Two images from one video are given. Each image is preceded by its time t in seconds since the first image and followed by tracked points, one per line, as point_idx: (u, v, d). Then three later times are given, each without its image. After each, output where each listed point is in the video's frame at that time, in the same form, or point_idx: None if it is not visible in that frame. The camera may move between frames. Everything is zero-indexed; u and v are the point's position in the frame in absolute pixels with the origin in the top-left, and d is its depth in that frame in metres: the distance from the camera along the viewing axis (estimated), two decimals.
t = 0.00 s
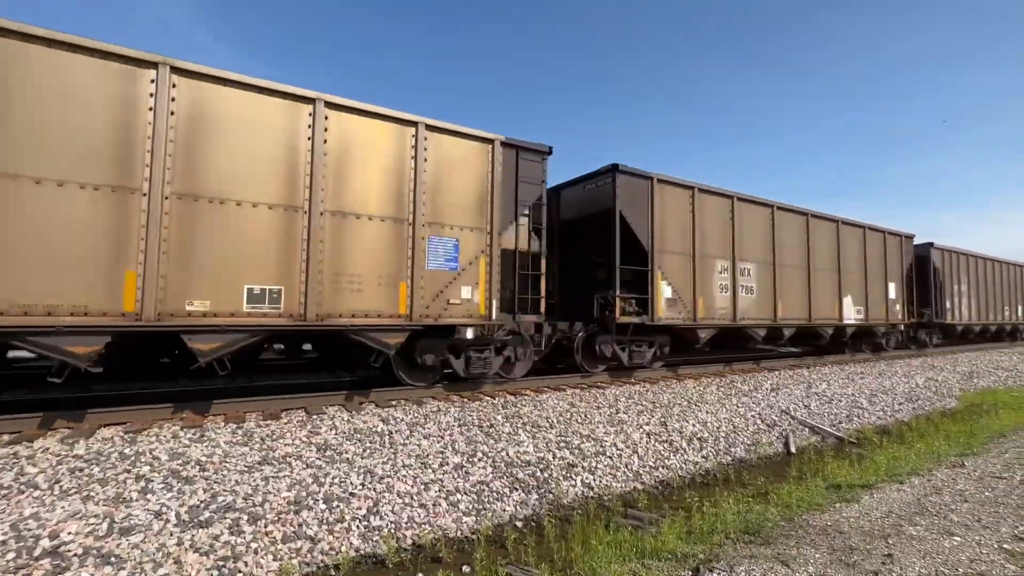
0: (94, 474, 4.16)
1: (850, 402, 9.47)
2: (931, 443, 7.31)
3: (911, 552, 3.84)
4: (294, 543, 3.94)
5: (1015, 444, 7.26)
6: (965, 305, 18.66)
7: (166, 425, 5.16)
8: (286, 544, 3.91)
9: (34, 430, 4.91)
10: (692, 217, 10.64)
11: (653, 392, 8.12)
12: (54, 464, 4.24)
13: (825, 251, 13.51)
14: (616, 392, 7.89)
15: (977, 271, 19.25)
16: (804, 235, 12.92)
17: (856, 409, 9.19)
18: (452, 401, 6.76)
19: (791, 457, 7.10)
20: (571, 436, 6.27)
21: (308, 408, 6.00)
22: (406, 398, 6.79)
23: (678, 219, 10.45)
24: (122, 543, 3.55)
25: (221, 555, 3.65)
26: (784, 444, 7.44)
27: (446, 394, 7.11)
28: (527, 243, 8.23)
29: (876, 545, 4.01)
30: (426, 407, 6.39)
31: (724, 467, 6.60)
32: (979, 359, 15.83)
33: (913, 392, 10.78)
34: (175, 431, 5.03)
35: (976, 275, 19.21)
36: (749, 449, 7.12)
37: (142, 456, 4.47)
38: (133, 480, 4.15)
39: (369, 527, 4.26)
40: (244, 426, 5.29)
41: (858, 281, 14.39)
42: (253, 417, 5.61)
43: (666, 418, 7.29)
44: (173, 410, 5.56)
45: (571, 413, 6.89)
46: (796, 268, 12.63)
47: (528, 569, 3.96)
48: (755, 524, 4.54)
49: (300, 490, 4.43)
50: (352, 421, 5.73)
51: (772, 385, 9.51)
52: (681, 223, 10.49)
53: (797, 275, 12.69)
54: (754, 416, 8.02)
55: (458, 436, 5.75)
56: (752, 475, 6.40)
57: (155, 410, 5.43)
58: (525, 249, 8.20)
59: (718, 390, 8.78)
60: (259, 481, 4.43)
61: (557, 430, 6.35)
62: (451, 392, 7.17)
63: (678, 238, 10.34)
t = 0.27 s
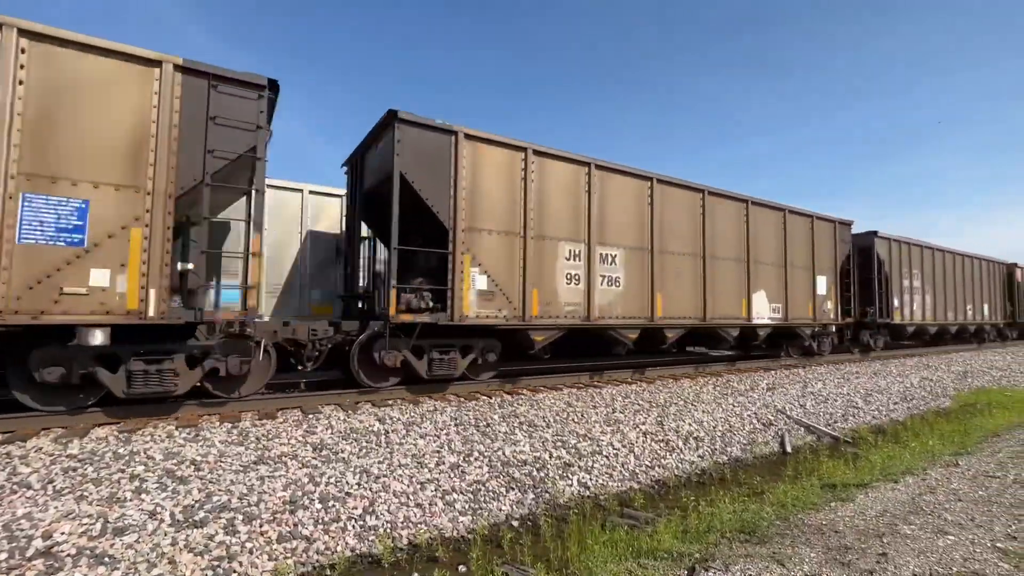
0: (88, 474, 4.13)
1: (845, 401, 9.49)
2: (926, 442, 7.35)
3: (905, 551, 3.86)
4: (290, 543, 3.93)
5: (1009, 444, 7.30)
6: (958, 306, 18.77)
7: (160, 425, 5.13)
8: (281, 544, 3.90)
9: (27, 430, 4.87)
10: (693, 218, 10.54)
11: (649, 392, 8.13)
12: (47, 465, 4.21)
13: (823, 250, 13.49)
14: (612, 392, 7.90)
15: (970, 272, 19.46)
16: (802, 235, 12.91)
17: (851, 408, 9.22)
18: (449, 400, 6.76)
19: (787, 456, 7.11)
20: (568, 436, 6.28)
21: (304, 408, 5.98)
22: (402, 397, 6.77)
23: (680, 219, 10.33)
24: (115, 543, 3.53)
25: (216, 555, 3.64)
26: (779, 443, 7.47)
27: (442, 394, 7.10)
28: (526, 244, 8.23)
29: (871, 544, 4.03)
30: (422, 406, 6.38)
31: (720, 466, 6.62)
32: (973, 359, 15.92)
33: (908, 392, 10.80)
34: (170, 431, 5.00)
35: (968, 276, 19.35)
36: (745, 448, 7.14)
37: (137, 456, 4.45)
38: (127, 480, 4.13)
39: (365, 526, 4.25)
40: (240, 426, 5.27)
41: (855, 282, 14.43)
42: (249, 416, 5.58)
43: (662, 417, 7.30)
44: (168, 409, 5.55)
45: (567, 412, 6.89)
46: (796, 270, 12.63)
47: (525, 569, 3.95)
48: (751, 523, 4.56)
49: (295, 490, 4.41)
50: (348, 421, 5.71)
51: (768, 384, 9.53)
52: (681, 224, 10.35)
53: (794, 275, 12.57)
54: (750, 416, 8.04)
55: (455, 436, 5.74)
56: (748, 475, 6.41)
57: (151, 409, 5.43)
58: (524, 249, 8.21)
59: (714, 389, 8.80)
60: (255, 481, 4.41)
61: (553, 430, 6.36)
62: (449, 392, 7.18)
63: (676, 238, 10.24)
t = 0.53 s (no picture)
0: (83, 474, 4.10)
1: (841, 401, 9.53)
2: (920, 442, 7.39)
3: (900, 549, 3.88)
4: (286, 542, 3.92)
5: (1003, 443, 7.34)
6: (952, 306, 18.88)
7: (156, 424, 5.10)
8: (277, 543, 3.88)
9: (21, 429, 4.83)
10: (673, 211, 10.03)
11: (646, 391, 8.15)
12: (40, 464, 4.18)
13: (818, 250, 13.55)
14: (609, 391, 7.91)
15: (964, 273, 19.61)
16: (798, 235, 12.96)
17: (847, 408, 9.26)
18: (446, 399, 6.75)
19: (783, 456, 7.14)
20: (564, 435, 6.28)
21: (301, 407, 5.96)
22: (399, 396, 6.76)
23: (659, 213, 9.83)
24: (110, 543, 3.51)
25: (211, 555, 3.62)
26: (776, 442, 7.49)
27: (439, 393, 7.08)
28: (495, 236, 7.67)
29: (866, 542, 4.05)
30: (419, 405, 6.37)
31: (717, 465, 6.63)
32: (967, 358, 16.00)
33: (903, 392, 10.84)
34: (165, 430, 4.98)
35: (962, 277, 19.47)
36: (741, 447, 7.16)
37: (131, 455, 4.43)
38: (122, 480, 4.10)
39: (361, 526, 4.24)
40: (235, 425, 5.25)
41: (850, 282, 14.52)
42: (245, 415, 5.56)
43: (659, 417, 7.32)
44: (165, 408, 5.52)
45: (564, 412, 6.89)
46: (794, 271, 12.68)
47: (521, 568, 3.95)
48: (747, 521, 4.58)
49: (291, 489, 4.40)
50: (345, 420, 5.69)
51: (763, 384, 9.56)
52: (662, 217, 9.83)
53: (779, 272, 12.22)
54: (747, 415, 8.06)
55: (451, 435, 5.74)
56: (744, 474, 6.43)
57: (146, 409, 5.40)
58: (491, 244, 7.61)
59: (711, 389, 8.81)
60: (250, 480, 4.39)
61: (550, 429, 6.36)
62: (445, 391, 7.18)
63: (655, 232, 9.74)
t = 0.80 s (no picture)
0: (78, 473, 4.08)
1: (836, 400, 9.57)
2: (916, 441, 7.43)
3: (895, 548, 3.90)
4: (282, 542, 3.91)
5: (997, 443, 7.38)
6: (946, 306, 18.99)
7: (152, 423, 5.07)
8: (274, 543, 3.87)
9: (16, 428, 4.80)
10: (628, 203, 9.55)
11: (643, 391, 8.17)
12: (34, 463, 4.15)
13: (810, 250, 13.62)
14: (606, 390, 7.92)
15: (958, 273, 19.72)
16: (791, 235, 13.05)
17: (843, 407, 9.31)
18: (443, 398, 6.74)
19: (780, 455, 7.16)
20: (561, 434, 6.28)
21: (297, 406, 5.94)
22: (396, 395, 6.76)
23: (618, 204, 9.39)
24: (105, 543, 3.50)
25: (207, 555, 3.61)
26: (772, 442, 7.51)
27: (435, 392, 7.07)
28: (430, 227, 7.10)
29: (862, 541, 4.06)
30: (416, 405, 6.36)
31: (713, 464, 6.65)
32: (961, 358, 16.10)
33: (898, 391, 10.89)
34: (161, 429, 4.96)
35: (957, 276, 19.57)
36: (738, 447, 7.18)
37: (127, 454, 4.41)
38: (118, 479, 4.08)
39: (358, 525, 4.23)
40: (232, 424, 5.24)
41: (845, 282, 14.60)
42: (242, 414, 5.54)
43: (656, 416, 7.34)
44: (161, 407, 5.49)
45: (561, 411, 6.90)
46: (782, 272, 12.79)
47: (519, 567, 3.95)
48: (743, 520, 4.59)
49: (288, 489, 4.38)
50: (342, 419, 5.68)
51: (760, 383, 9.59)
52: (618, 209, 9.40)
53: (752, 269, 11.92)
54: (743, 414, 8.08)
55: (449, 434, 5.73)
56: (741, 473, 6.45)
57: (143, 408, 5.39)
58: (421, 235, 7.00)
59: (708, 388, 8.83)
60: (247, 479, 4.38)
61: (547, 428, 6.36)
62: (442, 390, 7.16)
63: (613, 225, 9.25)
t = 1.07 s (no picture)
0: (72, 473, 4.05)
1: (832, 400, 9.61)
2: (911, 440, 7.47)
3: (891, 547, 3.92)
4: (279, 541, 3.89)
5: (991, 442, 7.43)
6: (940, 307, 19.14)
7: (147, 422, 5.04)
8: (270, 542, 3.86)
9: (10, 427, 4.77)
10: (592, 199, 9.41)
11: (640, 390, 8.18)
12: (29, 462, 4.12)
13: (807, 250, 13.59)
14: (603, 390, 7.92)
15: (952, 274, 19.87)
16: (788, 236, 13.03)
17: (839, 407, 9.34)
18: (440, 398, 6.73)
19: (776, 454, 7.18)
20: (559, 433, 6.29)
21: (293, 405, 5.92)
22: (393, 394, 6.74)
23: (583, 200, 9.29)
24: (100, 543, 3.47)
25: (203, 554, 3.59)
26: (769, 441, 7.53)
27: (432, 391, 7.06)
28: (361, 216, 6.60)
29: (858, 540, 4.08)
30: (413, 404, 6.34)
31: (710, 464, 6.66)
32: (955, 358, 16.19)
33: (893, 391, 10.95)
34: (156, 428, 4.93)
35: (951, 277, 19.68)
36: (734, 446, 7.21)
37: (123, 453, 4.38)
38: (113, 478, 4.06)
39: (355, 524, 4.22)
40: (228, 423, 5.21)
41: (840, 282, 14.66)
42: (238, 414, 5.51)
43: (652, 415, 7.35)
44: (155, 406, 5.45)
45: (558, 410, 6.90)
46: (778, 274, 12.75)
47: (516, 567, 3.94)
48: (740, 520, 4.60)
49: (284, 488, 4.37)
50: (339, 418, 5.66)
51: (756, 383, 9.62)
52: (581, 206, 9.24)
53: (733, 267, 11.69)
54: (739, 414, 8.11)
55: (446, 433, 5.72)
56: (737, 472, 6.47)
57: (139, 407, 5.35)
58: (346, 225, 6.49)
59: (704, 387, 8.85)
60: (243, 478, 4.36)
61: (544, 428, 6.36)
62: (439, 390, 7.14)
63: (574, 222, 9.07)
